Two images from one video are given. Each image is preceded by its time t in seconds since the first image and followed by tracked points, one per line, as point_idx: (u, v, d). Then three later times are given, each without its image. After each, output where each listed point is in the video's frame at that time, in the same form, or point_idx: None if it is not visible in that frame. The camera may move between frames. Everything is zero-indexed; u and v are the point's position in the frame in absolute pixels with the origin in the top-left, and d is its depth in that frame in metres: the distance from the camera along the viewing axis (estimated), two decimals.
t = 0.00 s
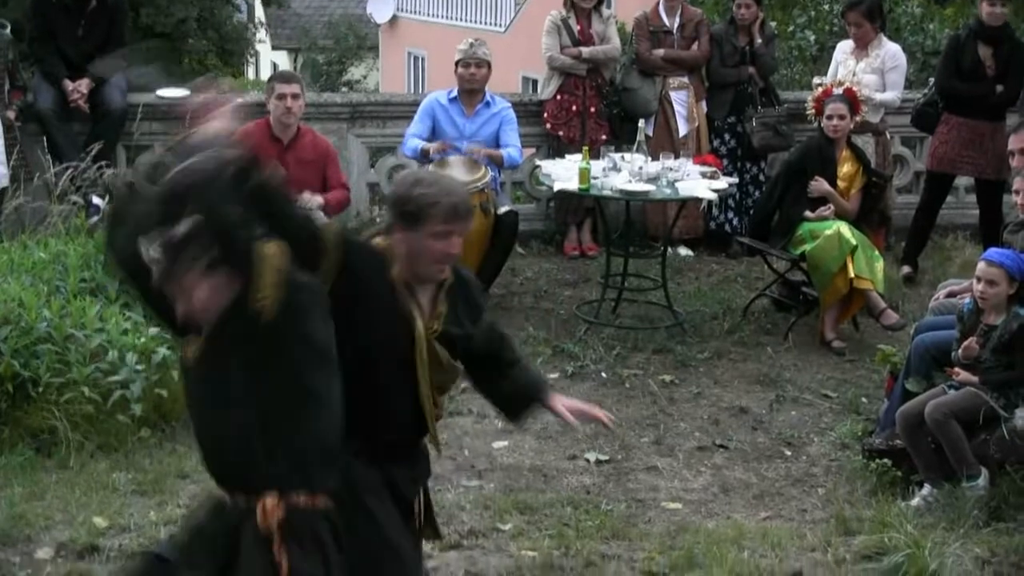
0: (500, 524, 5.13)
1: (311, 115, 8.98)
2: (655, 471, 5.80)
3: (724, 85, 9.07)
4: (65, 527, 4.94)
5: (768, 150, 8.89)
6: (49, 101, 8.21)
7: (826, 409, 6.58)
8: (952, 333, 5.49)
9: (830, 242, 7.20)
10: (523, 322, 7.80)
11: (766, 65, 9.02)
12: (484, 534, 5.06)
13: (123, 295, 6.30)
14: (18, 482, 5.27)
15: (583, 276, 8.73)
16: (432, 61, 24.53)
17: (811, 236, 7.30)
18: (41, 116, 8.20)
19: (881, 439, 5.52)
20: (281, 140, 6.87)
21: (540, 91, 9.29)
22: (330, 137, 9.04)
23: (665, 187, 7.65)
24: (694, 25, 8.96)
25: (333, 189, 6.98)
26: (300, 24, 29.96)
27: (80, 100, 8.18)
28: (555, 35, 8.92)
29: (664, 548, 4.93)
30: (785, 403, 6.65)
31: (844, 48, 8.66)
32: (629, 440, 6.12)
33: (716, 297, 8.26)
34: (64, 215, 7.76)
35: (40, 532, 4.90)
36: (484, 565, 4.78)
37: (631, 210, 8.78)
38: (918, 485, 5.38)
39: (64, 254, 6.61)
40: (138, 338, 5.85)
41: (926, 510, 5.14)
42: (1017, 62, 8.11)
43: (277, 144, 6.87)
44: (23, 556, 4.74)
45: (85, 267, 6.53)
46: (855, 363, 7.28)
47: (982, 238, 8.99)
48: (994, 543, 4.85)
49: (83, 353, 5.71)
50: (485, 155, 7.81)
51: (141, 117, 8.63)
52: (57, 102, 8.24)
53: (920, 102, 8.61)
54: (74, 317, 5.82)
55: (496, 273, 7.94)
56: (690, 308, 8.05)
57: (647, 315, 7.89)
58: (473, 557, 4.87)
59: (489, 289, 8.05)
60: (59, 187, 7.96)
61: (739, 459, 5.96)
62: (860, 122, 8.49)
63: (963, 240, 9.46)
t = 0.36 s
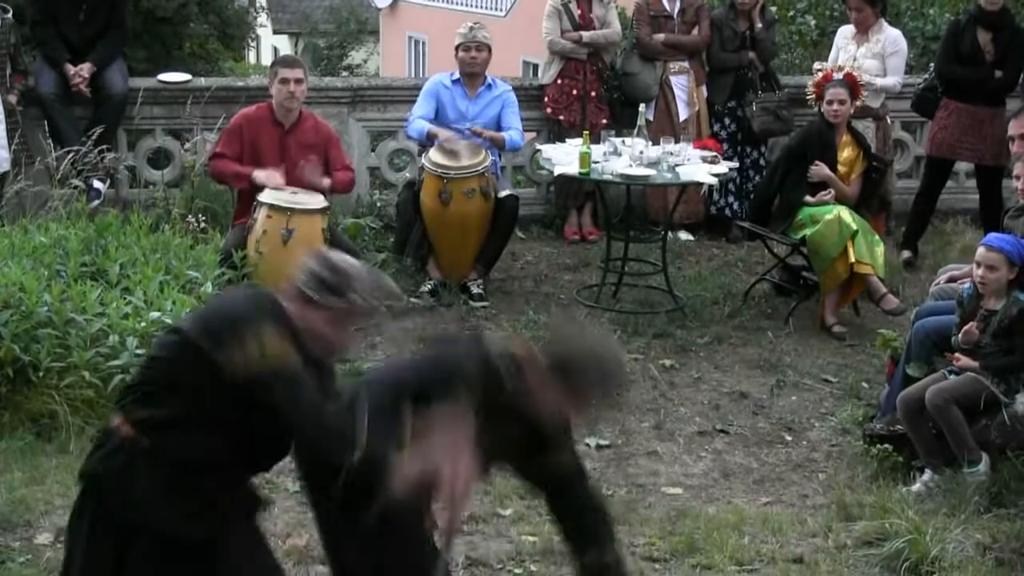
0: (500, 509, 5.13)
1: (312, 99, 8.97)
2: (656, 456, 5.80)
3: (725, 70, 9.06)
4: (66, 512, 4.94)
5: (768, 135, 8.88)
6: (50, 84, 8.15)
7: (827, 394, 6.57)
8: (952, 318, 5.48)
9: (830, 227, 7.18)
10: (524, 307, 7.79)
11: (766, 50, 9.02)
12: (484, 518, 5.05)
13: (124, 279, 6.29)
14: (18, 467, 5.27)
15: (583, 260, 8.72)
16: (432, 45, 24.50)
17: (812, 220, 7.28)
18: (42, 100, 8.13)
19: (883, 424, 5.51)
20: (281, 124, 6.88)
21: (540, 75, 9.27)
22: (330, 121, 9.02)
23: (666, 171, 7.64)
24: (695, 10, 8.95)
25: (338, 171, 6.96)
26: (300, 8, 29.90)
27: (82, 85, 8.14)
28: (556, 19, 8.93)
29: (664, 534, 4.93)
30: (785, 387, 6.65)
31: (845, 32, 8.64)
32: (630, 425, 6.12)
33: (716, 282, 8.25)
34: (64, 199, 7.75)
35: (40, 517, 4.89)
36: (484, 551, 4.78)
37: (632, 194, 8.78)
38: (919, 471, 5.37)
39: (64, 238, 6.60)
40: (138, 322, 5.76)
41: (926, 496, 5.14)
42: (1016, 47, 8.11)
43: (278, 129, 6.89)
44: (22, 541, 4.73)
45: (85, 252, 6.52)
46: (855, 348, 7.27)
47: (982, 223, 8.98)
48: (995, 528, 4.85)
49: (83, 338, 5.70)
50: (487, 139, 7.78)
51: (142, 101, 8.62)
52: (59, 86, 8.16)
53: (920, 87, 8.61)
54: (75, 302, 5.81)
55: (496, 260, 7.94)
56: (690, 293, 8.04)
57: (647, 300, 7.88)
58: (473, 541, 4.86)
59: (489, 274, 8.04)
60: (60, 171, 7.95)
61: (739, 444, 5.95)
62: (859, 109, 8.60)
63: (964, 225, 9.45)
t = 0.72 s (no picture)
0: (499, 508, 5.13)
1: (313, 96, 8.97)
2: (655, 456, 5.80)
3: (726, 70, 9.06)
4: (65, 508, 4.94)
5: (769, 136, 8.88)
6: (52, 80, 8.14)
7: (826, 394, 6.58)
8: (951, 319, 5.48)
9: (830, 227, 7.18)
10: (524, 305, 7.79)
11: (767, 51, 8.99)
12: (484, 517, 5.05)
13: (124, 276, 6.29)
14: (17, 462, 5.27)
15: (584, 259, 8.73)
16: (434, 44, 24.48)
17: (812, 221, 7.28)
18: (44, 97, 8.11)
19: (882, 425, 5.51)
20: (282, 121, 6.88)
21: (542, 74, 9.27)
22: (331, 119, 9.02)
23: (666, 171, 7.64)
24: (697, 9, 8.95)
25: (338, 167, 6.95)
26: (302, 6, 29.90)
27: (83, 81, 8.12)
28: (558, 18, 8.93)
29: (663, 533, 4.93)
30: (785, 388, 6.65)
31: (848, 33, 8.64)
32: (629, 424, 6.12)
33: (716, 282, 8.25)
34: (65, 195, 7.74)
35: (39, 513, 4.89)
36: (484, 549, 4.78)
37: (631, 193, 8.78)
38: (918, 472, 5.37)
39: (64, 234, 6.60)
40: (137, 319, 5.81)
41: (925, 497, 5.14)
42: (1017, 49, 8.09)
43: (279, 126, 6.89)
44: (21, 537, 4.73)
45: (86, 248, 6.52)
46: (855, 349, 7.28)
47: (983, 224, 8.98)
48: (994, 530, 4.85)
49: (84, 334, 5.70)
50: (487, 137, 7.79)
51: (143, 98, 8.61)
52: (61, 83, 8.15)
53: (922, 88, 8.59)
54: (75, 298, 5.81)
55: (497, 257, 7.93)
56: (690, 293, 8.04)
57: (647, 299, 7.88)
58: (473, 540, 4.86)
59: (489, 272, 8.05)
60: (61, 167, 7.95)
61: (738, 444, 5.95)
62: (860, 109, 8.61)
63: (964, 226, 9.45)
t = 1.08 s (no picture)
0: (499, 511, 5.13)
1: (313, 100, 8.97)
2: (655, 459, 5.79)
3: (726, 73, 9.05)
4: (65, 513, 4.94)
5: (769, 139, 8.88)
6: (52, 85, 8.12)
7: (827, 397, 6.57)
8: (951, 322, 5.47)
9: (830, 230, 7.18)
10: (524, 308, 7.79)
11: (767, 53, 8.99)
12: (483, 521, 5.05)
13: (124, 280, 6.29)
14: (17, 467, 5.27)
15: (584, 263, 8.73)
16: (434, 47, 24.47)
17: (812, 224, 7.27)
18: (44, 101, 8.10)
19: (882, 427, 5.52)
20: (282, 125, 6.88)
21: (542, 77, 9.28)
22: (331, 123, 9.02)
23: (667, 174, 7.65)
24: (697, 12, 8.97)
25: (338, 172, 6.95)
26: (302, 10, 29.91)
27: (83, 86, 8.12)
28: (557, 22, 8.90)
29: (664, 537, 4.92)
30: (785, 391, 6.65)
31: (847, 36, 8.64)
32: (630, 428, 6.12)
33: (717, 285, 8.26)
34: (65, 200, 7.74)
35: (39, 518, 4.89)
36: (484, 553, 4.77)
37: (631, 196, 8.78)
38: (919, 475, 5.37)
39: (64, 238, 6.60)
40: (137, 323, 5.81)
41: (926, 500, 5.14)
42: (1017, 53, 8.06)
43: (279, 130, 6.89)
44: (21, 542, 4.72)
45: (86, 252, 6.52)
46: (856, 351, 7.27)
47: (983, 226, 8.98)
48: (995, 533, 4.85)
49: (84, 339, 5.70)
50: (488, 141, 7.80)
51: (143, 102, 8.62)
52: (61, 88, 8.13)
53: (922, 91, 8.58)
54: (75, 302, 5.80)
55: (497, 260, 7.95)
56: (691, 296, 8.05)
57: (647, 302, 7.88)
58: (473, 544, 4.86)
59: (489, 275, 8.06)
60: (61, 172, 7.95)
61: (739, 447, 5.95)
62: (859, 112, 8.61)
63: (964, 229, 9.45)
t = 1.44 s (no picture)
0: (501, 515, 5.13)
1: (315, 103, 8.97)
2: (656, 463, 5.79)
3: (728, 77, 9.05)
4: (68, 515, 4.93)
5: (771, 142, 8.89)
6: (55, 88, 8.12)
7: (828, 401, 6.57)
8: (953, 326, 5.47)
9: (833, 234, 7.17)
10: (526, 312, 7.79)
11: (769, 57, 8.98)
12: (485, 524, 5.05)
13: (126, 283, 6.29)
14: (19, 470, 5.26)
15: (586, 266, 8.73)
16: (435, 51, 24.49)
17: (814, 228, 7.28)
18: (46, 104, 8.10)
19: (884, 431, 5.52)
20: (283, 128, 6.88)
21: (544, 81, 9.28)
22: (333, 126, 9.03)
23: (668, 177, 7.65)
24: (699, 15, 8.97)
25: (340, 173, 6.95)
26: (303, 14, 29.94)
27: (86, 89, 8.13)
28: (559, 25, 8.90)
29: (665, 541, 4.92)
30: (787, 395, 6.64)
31: (850, 40, 8.66)
32: (631, 431, 6.12)
33: (719, 289, 8.26)
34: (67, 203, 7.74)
35: (41, 520, 4.89)
36: (485, 557, 4.77)
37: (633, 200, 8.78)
38: (921, 479, 5.37)
39: (67, 241, 6.60)
40: (140, 325, 5.81)
41: (928, 505, 5.14)
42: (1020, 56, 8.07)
43: (279, 133, 6.90)
44: (23, 544, 4.72)
45: (89, 255, 6.52)
46: (858, 355, 7.27)
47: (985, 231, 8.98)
48: (997, 538, 4.84)
49: (86, 341, 5.70)
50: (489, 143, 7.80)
51: (146, 105, 8.62)
52: (63, 91, 8.13)
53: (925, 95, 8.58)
54: (78, 305, 5.80)
55: (499, 263, 7.95)
56: (692, 300, 8.05)
57: (649, 306, 7.89)
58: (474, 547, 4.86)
59: (491, 279, 8.06)
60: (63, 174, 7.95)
61: (741, 452, 5.95)
62: (862, 116, 8.63)
63: (966, 233, 9.45)
